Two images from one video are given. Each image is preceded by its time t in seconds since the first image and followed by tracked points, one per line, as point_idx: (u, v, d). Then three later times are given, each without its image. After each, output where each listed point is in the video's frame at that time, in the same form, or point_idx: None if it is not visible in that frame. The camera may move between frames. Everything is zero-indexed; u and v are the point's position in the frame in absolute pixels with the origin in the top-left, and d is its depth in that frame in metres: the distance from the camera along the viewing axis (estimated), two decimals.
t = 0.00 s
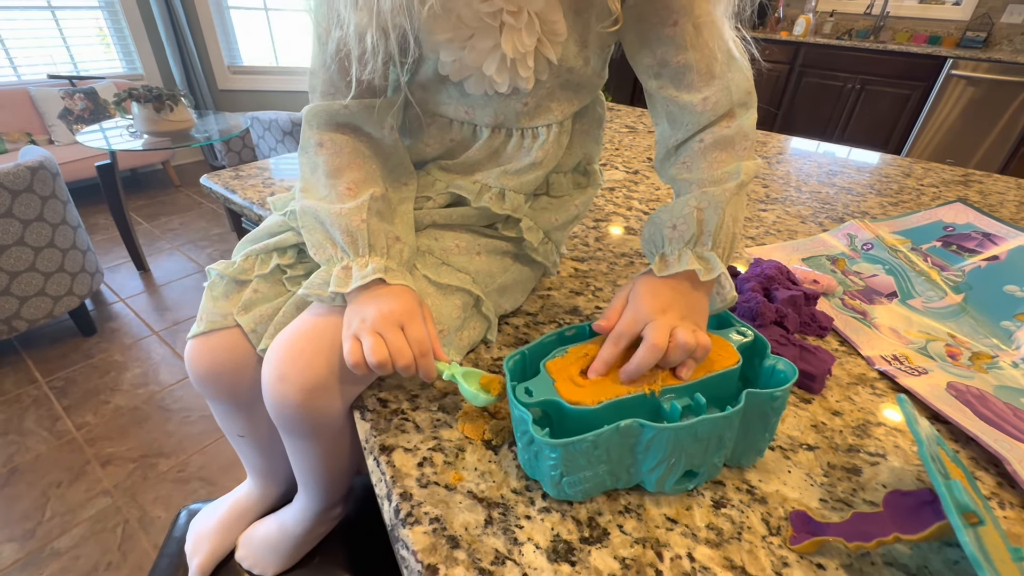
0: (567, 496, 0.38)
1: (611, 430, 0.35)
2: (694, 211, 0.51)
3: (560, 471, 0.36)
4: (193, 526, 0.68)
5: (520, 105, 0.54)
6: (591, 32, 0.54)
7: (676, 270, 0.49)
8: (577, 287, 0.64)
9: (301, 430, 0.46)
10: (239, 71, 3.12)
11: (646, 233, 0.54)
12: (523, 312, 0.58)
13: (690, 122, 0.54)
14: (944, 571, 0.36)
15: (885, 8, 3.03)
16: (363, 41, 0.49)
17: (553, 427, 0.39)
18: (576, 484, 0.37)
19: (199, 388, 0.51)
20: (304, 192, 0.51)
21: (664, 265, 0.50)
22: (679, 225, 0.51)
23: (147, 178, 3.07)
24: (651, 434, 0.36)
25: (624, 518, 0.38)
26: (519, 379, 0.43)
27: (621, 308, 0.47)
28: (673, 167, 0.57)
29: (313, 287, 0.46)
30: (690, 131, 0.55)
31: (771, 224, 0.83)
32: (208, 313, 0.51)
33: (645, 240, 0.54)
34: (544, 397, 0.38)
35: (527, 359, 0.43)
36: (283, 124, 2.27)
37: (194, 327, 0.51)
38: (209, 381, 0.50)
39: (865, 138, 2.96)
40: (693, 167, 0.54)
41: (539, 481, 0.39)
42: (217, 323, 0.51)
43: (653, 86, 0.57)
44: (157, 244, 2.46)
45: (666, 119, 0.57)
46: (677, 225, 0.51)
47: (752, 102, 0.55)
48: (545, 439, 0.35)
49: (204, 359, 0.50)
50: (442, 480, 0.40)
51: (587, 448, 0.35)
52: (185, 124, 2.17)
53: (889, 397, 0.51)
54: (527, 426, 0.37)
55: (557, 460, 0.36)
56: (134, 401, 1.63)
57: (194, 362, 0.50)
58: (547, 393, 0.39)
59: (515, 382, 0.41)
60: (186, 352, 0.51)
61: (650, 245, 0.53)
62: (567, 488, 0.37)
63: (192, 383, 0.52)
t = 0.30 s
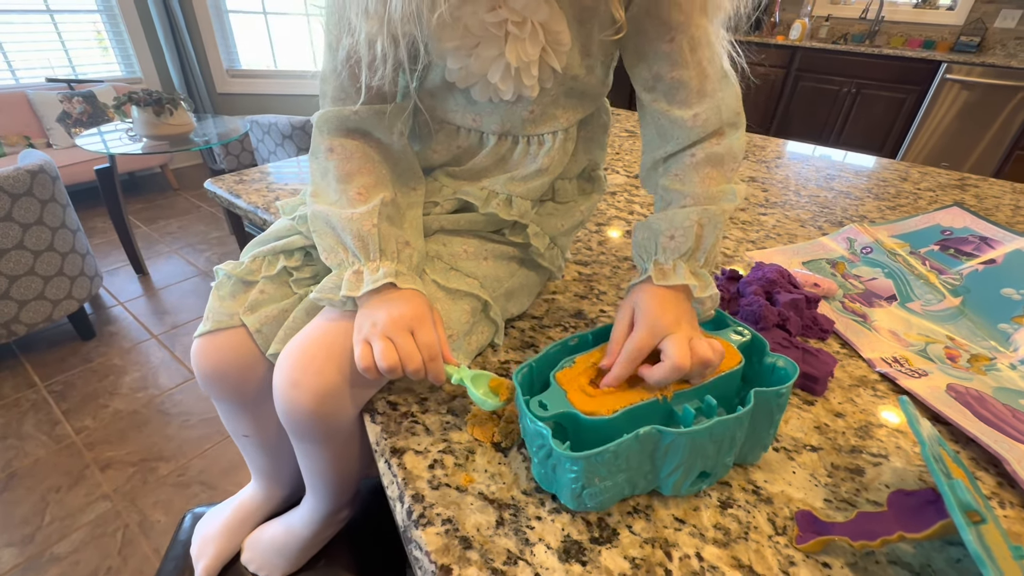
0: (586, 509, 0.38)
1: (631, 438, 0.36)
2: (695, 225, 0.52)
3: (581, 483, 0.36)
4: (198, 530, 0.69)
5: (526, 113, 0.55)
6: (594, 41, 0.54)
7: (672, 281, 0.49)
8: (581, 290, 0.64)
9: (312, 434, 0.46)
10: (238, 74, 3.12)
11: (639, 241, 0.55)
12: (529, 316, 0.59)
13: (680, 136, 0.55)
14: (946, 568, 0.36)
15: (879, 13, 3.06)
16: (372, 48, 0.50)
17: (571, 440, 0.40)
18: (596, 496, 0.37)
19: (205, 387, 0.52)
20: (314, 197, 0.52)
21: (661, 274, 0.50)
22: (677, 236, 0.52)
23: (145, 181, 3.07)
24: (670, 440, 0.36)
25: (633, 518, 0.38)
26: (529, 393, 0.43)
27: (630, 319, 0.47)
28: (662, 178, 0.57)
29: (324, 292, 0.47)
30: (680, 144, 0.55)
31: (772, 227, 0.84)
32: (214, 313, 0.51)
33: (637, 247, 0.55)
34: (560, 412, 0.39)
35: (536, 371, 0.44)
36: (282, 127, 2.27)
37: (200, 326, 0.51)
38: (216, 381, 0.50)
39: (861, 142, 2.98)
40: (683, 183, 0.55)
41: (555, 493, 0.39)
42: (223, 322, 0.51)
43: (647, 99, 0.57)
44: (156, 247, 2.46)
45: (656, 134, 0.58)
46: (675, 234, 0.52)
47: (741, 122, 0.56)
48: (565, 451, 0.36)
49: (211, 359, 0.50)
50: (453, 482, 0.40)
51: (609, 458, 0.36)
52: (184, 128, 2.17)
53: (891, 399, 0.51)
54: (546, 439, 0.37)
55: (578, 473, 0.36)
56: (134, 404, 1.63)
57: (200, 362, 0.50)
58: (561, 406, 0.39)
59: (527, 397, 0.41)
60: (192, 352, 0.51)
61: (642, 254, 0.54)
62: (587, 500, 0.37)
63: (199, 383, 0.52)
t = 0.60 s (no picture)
0: (592, 496, 0.39)
1: (635, 425, 0.37)
2: (712, 220, 0.50)
3: (586, 470, 0.37)
4: (200, 532, 0.69)
5: (528, 116, 0.55)
6: (595, 44, 0.55)
7: (691, 281, 0.47)
8: (583, 291, 0.65)
9: (318, 436, 0.46)
10: (234, 77, 3.12)
11: (661, 244, 0.54)
12: (532, 317, 0.59)
13: (700, 129, 0.54)
14: (947, 563, 0.37)
15: (872, 17, 3.09)
16: (377, 47, 0.51)
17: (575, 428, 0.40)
18: (601, 482, 0.38)
19: (210, 386, 0.52)
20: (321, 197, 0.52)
21: (679, 276, 0.49)
22: (694, 235, 0.50)
23: (140, 184, 3.06)
24: (672, 428, 0.37)
25: (639, 516, 0.39)
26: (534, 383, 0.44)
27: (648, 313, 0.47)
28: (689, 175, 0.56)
29: (331, 291, 0.48)
30: (702, 137, 0.54)
31: (770, 229, 0.84)
32: (218, 311, 0.52)
33: (661, 249, 0.54)
34: (565, 399, 0.40)
35: (541, 365, 0.44)
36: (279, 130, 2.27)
37: (205, 324, 0.52)
38: (221, 379, 0.51)
39: (855, 144, 3.01)
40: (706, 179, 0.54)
41: (561, 483, 0.40)
42: (228, 321, 0.51)
43: (663, 98, 0.57)
44: (151, 251, 2.45)
45: (678, 129, 0.56)
46: (693, 233, 0.51)
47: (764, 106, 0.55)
48: (571, 437, 0.36)
49: (216, 357, 0.50)
50: (461, 481, 0.40)
51: (612, 445, 0.37)
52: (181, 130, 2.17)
53: (890, 398, 0.52)
54: (551, 427, 0.38)
55: (583, 459, 0.37)
56: (130, 408, 1.62)
57: (205, 360, 0.50)
58: (567, 395, 0.40)
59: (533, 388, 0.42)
60: (197, 350, 0.51)
61: (665, 257, 0.53)
62: (592, 487, 0.38)
63: (203, 382, 0.52)
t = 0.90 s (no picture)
0: (592, 496, 0.39)
1: (632, 430, 0.37)
2: (708, 222, 0.51)
3: (584, 472, 0.38)
4: (199, 538, 0.68)
5: (528, 124, 0.56)
6: (593, 52, 0.56)
7: (686, 286, 0.48)
8: (581, 295, 0.66)
9: (322, 441, 0.46)
10: (226, 80, 3.11)
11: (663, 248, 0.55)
12: (532, 321, 0.60)
13: (699, 129, 0.55)
14: (941, 558, 0.38)
15: (860, 22, 3.13)
16: (378, 57, 0.51)
17: (575, 431, 0.41)
18: (599, 483, 0.39)
19: (213, 392, 0.52)
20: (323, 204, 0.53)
21: (672, 282, 0.49)
22: (692, 238, 0.51)
23: (131, 189, 3.04)
24: (669, 435, 0.38)
25: (641, 516, 0.40)
26: (535, 384, 0.45)
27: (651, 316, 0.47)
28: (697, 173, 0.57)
29: (334, 296, 0.48)
30: (704, 136, 0.55)
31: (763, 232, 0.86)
32: (222, 318, 0.52)
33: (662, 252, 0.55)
34: (565, 402, 0.40)
35: (542, 367, 0.45)
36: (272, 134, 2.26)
37: (209, 331, 0.52)
38: (225, 385, 0.51)
39: (843, 147, 3.05)
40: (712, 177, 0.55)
41: (561, 483, 0.40)
42: (232, 327, 0.51)
43: (666, 101, 0.58)
44: (143, 255, 2.43)
45: (681, 127, 0.57)
46: (690, 237, 0.51)
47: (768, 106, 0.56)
48: (569, 440, 0.37)
49: (220, 364, 0.50)
50: (466, 484, 0.41)
51: (609, 449, 0.37)
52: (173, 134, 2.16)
53: (884, 398, 0.53)
54: (551, 429, 0.38)
55: (581, 462, 0.37)
56: (123, 415, 1.61)
57: (209, 367, 0.51)
58: (566, 398, 0.41)
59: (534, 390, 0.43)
60: (201, 357, 0.51)
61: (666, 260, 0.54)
62: (590, 488, 0.39)
63: (206, 388, 0.52)
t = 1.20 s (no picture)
0: (596, 498, 0.39)
1: (634, 432, 0.37)
2: (705, 227, 0.51)
3: (587, 475, 0.38)
4: (194, 546, 0.67)
5: (525, 127, 0.56)
6: (590, 54, 0.56)
7: (684, 294, 0.48)
8: (580, 297, 0.66)
9: (322, 446, 0.46)
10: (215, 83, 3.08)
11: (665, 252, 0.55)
12: (532, 324, 0.60)
13: (698, 129, 0.55)
14: (943, 557, 0.38)
15: (846, 26, 3.17)
16: (374, 60, 0.51)
17: (578, 434, 0.41)
18: (602, 486, 0.39)
19: (211, 399, 0.51)
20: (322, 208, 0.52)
21: (670, 291, 0.49)
22: (689, 244, 0.51)
23: (119, 193, 3.00)
24: (671, 435, 0.38)
25: (646, 519, 0.39)
26: (536, 387, 0.45)
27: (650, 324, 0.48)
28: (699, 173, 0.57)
29: (333, 300, 0.48)
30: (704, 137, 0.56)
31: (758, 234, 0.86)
32: (220, 324, 0.51)
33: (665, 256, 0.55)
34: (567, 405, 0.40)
35: (544, 370, 0.45)
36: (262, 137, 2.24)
37: (206, 337, 0.51)
38: (222, 392, 0.50)
39: (832, 150, 3.08)
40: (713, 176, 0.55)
41: (564, 485, 0.40)
42: (230, 333, 0.51)
43: (665, 101, 0.58)
44: (132, 260, 2.40)
45: (682, 126, 0.57)
46: (688, 243, 0.51)
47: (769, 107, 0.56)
48: (573, 443, 0.37)
49: (218, 370, 0.50)
50: (469, 489, 0.41)
51: (613, 451, 0.37)
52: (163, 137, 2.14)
53: (881, 398, 0.54)
54: (554, 432, 0.38)
55: (585, 464, 0.37)
56: (112, 422, 1.59)
57: (207, 373, 0.50)
58: (569, 400, 0.41)
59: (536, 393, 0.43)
60: (199, 363, 0.51)
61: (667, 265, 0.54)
62: (593, 491, 0.39)
63: (204, 395, 0.52)
